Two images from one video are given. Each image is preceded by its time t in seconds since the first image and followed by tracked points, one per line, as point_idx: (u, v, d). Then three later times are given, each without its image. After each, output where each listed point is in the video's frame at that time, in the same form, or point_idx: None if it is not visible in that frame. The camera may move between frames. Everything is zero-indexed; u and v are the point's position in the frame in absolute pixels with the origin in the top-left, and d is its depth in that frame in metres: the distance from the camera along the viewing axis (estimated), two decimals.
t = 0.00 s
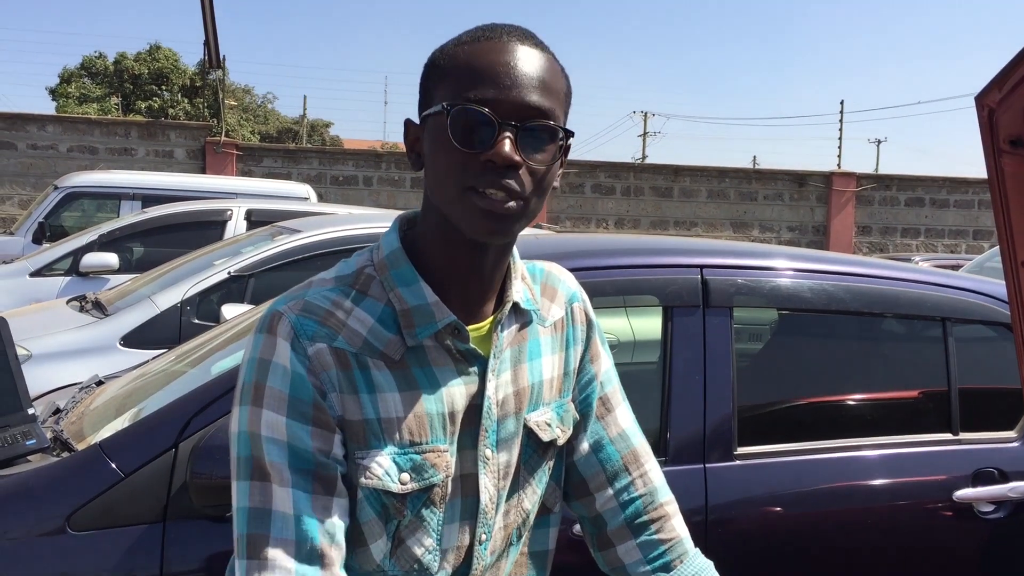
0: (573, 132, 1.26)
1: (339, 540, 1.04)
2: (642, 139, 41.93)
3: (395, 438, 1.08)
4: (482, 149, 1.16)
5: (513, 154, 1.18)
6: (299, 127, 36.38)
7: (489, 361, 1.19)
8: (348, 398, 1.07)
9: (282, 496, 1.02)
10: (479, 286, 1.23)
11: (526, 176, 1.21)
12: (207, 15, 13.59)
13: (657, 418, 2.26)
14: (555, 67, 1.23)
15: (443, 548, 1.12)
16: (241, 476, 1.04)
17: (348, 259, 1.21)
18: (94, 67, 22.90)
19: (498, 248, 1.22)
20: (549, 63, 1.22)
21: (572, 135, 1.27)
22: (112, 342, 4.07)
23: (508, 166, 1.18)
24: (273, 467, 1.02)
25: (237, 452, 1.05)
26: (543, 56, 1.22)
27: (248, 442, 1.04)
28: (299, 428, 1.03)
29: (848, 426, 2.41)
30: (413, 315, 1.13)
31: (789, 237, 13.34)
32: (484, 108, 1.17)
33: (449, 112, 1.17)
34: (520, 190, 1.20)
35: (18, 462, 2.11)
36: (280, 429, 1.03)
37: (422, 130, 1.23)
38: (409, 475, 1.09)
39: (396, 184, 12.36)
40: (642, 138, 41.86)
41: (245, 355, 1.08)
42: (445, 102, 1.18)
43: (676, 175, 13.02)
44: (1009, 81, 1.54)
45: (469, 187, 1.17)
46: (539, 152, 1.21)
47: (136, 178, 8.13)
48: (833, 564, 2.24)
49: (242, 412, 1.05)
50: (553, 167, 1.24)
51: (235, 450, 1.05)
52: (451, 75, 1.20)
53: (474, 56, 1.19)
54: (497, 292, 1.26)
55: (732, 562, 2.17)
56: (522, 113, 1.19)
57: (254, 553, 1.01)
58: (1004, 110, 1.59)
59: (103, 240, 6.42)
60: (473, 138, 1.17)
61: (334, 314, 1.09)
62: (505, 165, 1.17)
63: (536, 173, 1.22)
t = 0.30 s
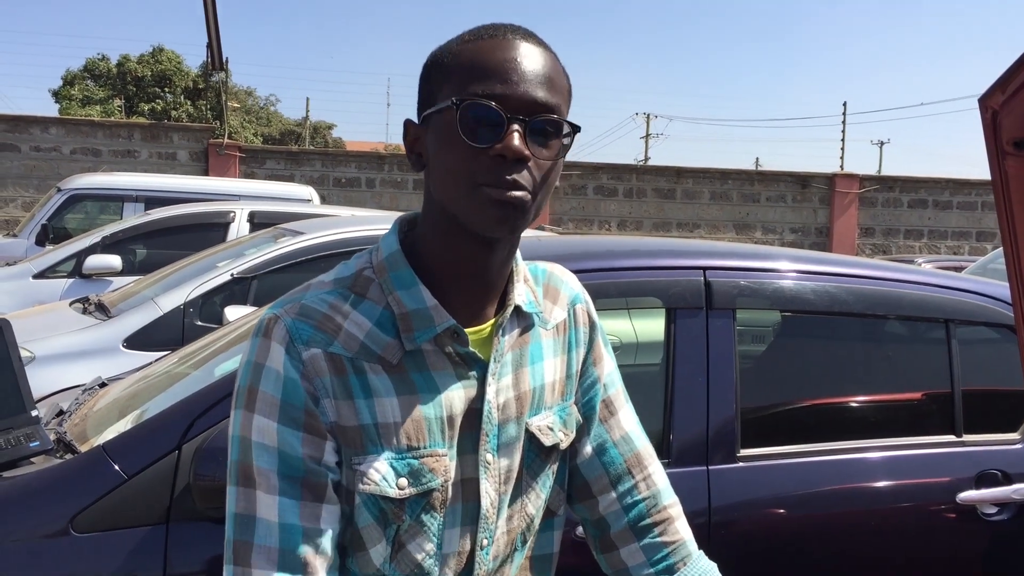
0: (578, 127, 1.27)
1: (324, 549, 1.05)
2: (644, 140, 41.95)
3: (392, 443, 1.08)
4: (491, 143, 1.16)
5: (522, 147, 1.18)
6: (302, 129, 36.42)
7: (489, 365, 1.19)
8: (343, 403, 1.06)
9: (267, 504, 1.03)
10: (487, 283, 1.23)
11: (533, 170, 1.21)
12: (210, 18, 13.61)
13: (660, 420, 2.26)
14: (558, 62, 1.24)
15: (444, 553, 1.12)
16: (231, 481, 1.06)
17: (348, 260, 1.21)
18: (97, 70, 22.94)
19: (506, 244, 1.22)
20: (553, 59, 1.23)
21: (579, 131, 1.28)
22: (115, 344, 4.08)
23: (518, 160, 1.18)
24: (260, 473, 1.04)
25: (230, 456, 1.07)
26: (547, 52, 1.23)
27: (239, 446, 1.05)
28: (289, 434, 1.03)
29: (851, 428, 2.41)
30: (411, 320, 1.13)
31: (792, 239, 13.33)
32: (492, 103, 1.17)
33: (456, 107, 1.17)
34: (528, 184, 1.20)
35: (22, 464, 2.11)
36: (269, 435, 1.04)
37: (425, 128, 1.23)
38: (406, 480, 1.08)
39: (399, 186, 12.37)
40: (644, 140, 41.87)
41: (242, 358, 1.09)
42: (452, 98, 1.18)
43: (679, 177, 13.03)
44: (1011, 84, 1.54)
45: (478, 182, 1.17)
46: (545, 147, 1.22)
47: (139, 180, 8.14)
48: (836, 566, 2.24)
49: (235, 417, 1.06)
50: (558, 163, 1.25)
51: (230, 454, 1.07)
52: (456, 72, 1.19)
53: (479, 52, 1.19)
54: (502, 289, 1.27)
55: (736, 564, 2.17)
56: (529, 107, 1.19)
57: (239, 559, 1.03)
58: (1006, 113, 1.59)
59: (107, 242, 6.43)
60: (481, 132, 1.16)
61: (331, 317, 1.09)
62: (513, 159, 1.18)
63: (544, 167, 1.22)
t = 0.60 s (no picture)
0: (576, 127, 1.27)
1: (344, 554, 1.04)
2: (646, 141, 41.95)
3: (398, 451, 1.08)
4: (484, 145, 1.16)
5: (516, 149, 1.18)
6: (304, 130, 36.45)
7: (491, 371, 1.19)
8: (348, 412, 1.06)
9: (284, 511, 1.03)
10: (483, 286, 1.23)
11: (529, 172, 1.21)
12: (212, 18, 13.63)
13: (662, 420, 2.26)
14: (555, 63, 1.24)
15: (447, 559, 1.13)
16: (244, 490, 1.05)
17: (348, 265, 1.21)
18: (99, 71, 22.97)
19: (504, 247, 1.22)
20: (549, 60, 1.23)
21: (576, 131, 1.27)
22: (117, 344, 4.08)
23: (513, 162, 1.18)
24: (274, 482, 1.03)
25: (240, 466, 1.06)
26: (543, 52, 1.23)
27: (250, 456, 1.05)
28: (298, 443, 1.03)
29: (852, 429, 2.41)
30: (415, 328, 1.13)
31: (793, 240, 13.32)
32: (485, 105, 1.17)
33: (450, 109, 1.17)
34: (523, 186, 1.20)
35: (24, 464, 2.12)
36: (279, 444, 1.03)
37: (422, 131, 1.23)
38: (412, 489, 1.09)
39: (401, 186, 12.38)
40: (645, 141, 41.88)
41: (246, 368, 1.09)
42: (445, 99, 1.18)
43: (681, 177, 13.03)
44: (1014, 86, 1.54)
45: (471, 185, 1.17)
46: (541, 148, 1.21)
47: (141, 181, 8.16)
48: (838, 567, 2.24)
49: (242, 426, 1.06)
50: (557, 163, 1.25)
51: (238, 465, 1.07)
52: (451, 74, 1.20)
53: (474, 54, 1.20)
54: (501, 292, 1.26)
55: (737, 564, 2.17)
56: (523, 109, 1.19)
57: (259, 567, 1.03)
58: (1009, 114, 1.59)
59: (109, 242, 6.44)
60: (475, 134, 1.16)
61: (335, 326, 1.09)
62: (509, 160, 1.18)
63: (540, 169, 1.22)
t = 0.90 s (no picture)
0: (581, 126, 1.27)
1: (341, 560, 1.04)
2: (647, 141, 41.94)
3: (402, 456, 1.08)
4: (488, 146, 1.16)
5: (520, 149, 1.18)
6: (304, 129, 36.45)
7: (497, 375, 1.19)
8: (353, 417, 1.06)
9: (282, 515, 1.03)
10: (490, 287, 1.23)
11: (533, 173, 1.21)
12: (213, 18, 13.64)
13: (663, 420, 2.26)
14: (559, 62, 1.24)
15: (452, 563, 1.13)
16: (243, 494, 1.06)
17: (353, 267, 1.21)
18: (100, 70, 22.98)
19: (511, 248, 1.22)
20: (554, 59, 1.23)
21: (581, 131, 1.27)
22: (118, 344, 4.09)
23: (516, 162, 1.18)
24: (272, 486, 1.03)
25: (240, 469, 1.07)
26: (547, 51, 1.23)
27: (248, 459, 1.06)
28: (298, 447, 1.03)
29: (853, 429, 2.41)
30: (420, 331, 1.12)
31: (794, 239, 13.32)
32: (489, 105, 1.17)
33: (454, 110, 1.17)
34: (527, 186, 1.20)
35: (25, 463, 2.12)
36: (279, 448, 1.03)
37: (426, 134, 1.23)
38: (415, 493, 1.09)
39: (401, 186, 12.38)
40: (646, 140, 41.87)
41: (250, 370, 1.09)
42: (448, 101, 1.18)
43: (681, 177, 13.03)
44: (1013, 87, 1.54)
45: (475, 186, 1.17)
46: (545, 148, 1.21)
47: (142, 180, 8.16)
48: (838, 566, 2.24)
49: (243, 428, 1.06)
50: (563, 163, 1.25)
51: (239, 467, 1.07)
52: (454, 75, 1.20)
53: (477, 55, 1.19)
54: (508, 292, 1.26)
55: (738, 564, 2.17)
56: (528, 109, 1.19)
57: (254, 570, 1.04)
58: (1009, 114, 1.59)
59: (109, 242, 6.44)
60: (479, 136, 1.16)
61: (339, 329, 1.08)
62: (513, 161, 1.18)
63: (545, 169, 1.22)
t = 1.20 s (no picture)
0: (569, 125, 1.26)
1: (336, 548, 1.04)
2: (646, 140, 41.94)
3: (393, 444, 1.09)
4: (474, 144, 1.16)
5: (506, 148, 1.18)
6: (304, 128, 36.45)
7: (489, 364, 1.19)
8: (344, 406, 1.06)
9: (278, 505, 1.03)
10: (477, 281, 1.23)
11: (520, 170, 1.21)
12: (213, 17, 13.64)
13: (662, 418, 2.26)
14: (549, 60, 1.23)
15: (445, 553, 1.13)
16: (240, 485, 1.06)
17: (346, 261, 1.21)
18: (100, 69, 22.98)
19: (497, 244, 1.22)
20: (543, 56, 1.22)
21: (569, 128, 1.27)
22: (118, 342, 4.09)
23: (502, 160, 1.18)
24: (268, 475, 1.04)
25: (237, 461, 1.07)
26: (537, 49, 1.22)
27: (245, 450, 1.06)
28: (291, 436, 1.04)
29: (852, 427, 2.41)
30: (410, 322, 1.13)
31: (794, 238, 13.32)
32: (476, 103, 1.16)
33: (439, 106, 1.17)
34: (513, 183, 1.20)
35: (24, 462, 2.12)
36: (272, 437, 1.04)
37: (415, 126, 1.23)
38: (407, 482, 1.09)
39: (401, 185, 12.38)
40: (646, 139, 41.87)
41: (243, 363, 1.10)
42: (436, 97, 1.18)
43: (681, 176, 13.02)
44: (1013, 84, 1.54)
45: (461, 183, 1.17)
46: (533, 145, 1.21)
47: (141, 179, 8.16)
48: (838, 565, 2.24)
49: (238, 420, 1.07)
50: (549, 159, 1.24)
51: (235, 459, 1.07)
52: (443, 70, 1.19)
53: (466, 50, 1.19)
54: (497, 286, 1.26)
55: (737, 563, 2.17)
56: (515, 106, 1.18)
57: (254, 561, 1.03)
58: (1009, 111, 1.59)
59: (109, 241, 6.44)
60: (465, 132, 1.16)
61: (330, 320, 1.09)
62: (498, 159, 1.18)
63: (532, 166, 1.22)
